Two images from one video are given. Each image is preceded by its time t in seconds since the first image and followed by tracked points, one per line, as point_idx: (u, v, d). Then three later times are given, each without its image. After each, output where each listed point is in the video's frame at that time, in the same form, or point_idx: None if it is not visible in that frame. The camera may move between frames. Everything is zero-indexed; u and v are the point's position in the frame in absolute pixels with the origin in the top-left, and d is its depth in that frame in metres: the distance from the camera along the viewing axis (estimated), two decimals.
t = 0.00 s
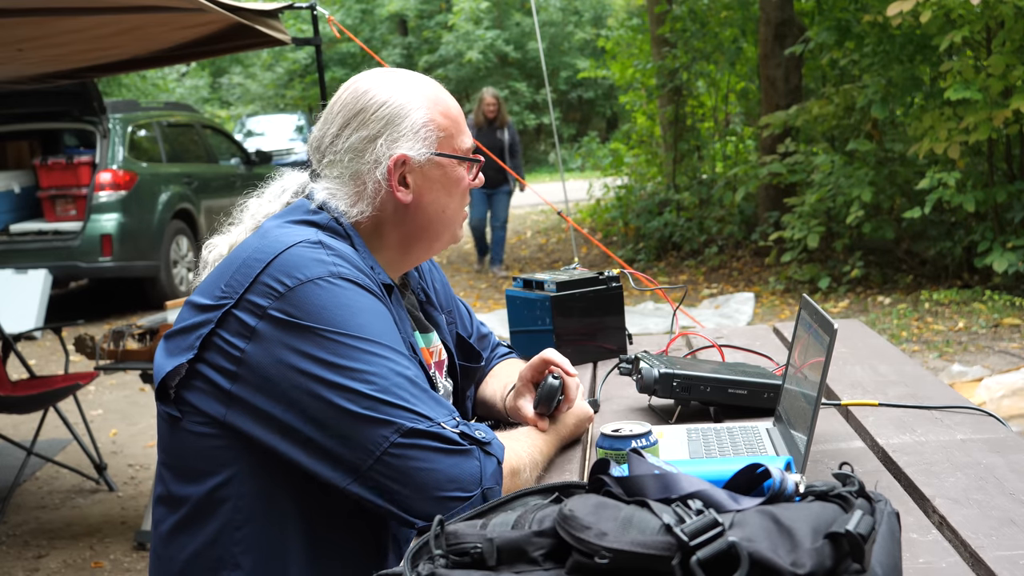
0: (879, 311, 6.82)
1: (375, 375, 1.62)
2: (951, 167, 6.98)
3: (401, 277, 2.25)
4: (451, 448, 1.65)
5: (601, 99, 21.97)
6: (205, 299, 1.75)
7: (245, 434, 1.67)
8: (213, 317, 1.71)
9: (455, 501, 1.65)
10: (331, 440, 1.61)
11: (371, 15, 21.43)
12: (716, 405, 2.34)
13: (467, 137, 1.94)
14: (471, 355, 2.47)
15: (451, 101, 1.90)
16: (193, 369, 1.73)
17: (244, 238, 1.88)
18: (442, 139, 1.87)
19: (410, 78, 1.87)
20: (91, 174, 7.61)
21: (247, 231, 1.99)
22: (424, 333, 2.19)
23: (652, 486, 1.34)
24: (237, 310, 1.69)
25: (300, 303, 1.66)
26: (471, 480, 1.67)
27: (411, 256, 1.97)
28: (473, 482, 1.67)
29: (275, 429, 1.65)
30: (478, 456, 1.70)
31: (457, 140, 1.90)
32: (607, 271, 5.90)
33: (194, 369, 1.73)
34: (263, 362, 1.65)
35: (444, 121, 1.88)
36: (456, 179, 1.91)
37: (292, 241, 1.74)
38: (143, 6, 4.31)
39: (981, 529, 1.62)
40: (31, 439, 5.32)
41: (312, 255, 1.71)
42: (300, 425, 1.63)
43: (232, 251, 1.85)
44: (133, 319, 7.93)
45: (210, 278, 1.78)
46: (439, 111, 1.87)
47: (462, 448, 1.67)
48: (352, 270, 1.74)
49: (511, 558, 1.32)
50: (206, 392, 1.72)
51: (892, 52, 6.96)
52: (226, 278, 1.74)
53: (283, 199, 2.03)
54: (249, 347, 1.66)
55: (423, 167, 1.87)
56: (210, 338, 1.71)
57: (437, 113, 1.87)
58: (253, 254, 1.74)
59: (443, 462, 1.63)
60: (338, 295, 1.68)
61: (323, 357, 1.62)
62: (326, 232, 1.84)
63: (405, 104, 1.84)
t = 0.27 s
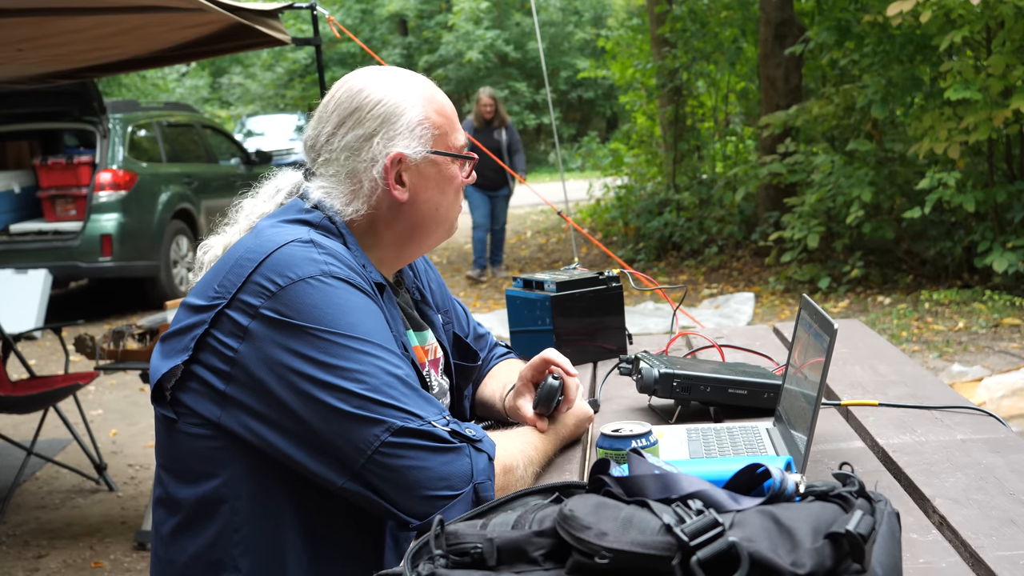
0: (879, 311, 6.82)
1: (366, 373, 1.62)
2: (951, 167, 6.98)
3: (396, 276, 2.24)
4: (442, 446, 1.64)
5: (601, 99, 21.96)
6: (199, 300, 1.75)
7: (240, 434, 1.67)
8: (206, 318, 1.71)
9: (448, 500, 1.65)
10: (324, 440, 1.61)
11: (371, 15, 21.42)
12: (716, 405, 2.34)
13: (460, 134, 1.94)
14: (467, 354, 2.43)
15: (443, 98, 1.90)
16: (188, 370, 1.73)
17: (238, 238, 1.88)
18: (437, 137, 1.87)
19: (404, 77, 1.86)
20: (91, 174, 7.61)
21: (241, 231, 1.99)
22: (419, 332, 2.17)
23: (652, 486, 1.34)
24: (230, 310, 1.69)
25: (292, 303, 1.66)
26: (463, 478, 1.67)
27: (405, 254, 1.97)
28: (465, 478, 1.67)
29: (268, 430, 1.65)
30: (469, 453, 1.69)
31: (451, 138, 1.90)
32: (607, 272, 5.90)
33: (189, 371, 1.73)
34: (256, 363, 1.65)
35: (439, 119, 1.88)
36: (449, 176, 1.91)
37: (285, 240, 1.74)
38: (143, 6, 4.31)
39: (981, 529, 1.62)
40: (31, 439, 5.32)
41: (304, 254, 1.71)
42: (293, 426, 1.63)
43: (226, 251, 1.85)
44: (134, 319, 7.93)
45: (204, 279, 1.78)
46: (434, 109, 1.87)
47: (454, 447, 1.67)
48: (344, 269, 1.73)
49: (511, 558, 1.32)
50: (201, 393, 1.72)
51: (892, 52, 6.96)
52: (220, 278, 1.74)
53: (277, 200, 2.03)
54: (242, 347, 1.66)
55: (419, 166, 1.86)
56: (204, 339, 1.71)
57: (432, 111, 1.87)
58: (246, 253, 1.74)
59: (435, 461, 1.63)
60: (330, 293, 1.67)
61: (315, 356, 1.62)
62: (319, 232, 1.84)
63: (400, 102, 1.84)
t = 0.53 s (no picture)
0: (879, 311, 6.82)
1: (374, 375, 1.62)
2: (951, 167, 6.98)
3: (395, 277, 2.25)
4: (447, 448, 1.65)
5: (601, 99, 21.95)
6: (204, 300, 1.75)
7: (245, 436, 1.67)
8: (212, 318, 1.71)
9: (452, 502, 1.65)
10: (330, 441, 1.61)
11: (371, 15, 21.40)
12: (716, 406, 2.34)
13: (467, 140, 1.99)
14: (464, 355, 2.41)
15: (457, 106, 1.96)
16: (194, 370, 1.73)
17: (246, 238, 1.87)
18: (460, 145, 1.92)
19: (430, 84, 1.89)
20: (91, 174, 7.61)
21: (248, 230, 1.98)
22: (419, 333, 2.18)
23: (652, 486, 1.34)
24: (237, 309, 1.69)
25: (300, 303, 1.66)
26: (467, 480, 1.67)
27: (415, 255, 2.00)
28: (469, 481, 1.67)
29: (274, 430, 1.65)
30: (474, 456, 1.70)
31: (465, 145, 1.95)
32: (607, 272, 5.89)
33: (194, 371, 1.73)
34: (262, 363, 1.65)
35: (458, 127, 1.93)
36: (462, 182, 1.97)
37: (293, 240, 1.74)
38: (143, 6, 4.31)
39: (982, 529, 1.62)
40: (30, 439, 5.32)
41: (312, 254, 1.71)
42: (298, 426, 1.63)
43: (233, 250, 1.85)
44: (134, 319, 7.93)
45: (210, 278, 1.78)
46: (454, 117, 1.92)
47: (459, 449, 1.67)
48: (351, 270, 1.74)
49: (512, 559, 1.32)
50: (206, 394, 1.71)
51: (892, 52, 6.96)
52: (226, 278, 1.74)
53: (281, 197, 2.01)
54: (249, 347, 1.66)
55: (448, 172, 1.90)
56: (209, 339, 1.71)
57: (455, 120, 1.92)
58: (254, 253, 1.73)
59: (441, 463, 1.63)
60: (337, 295, 1.68)
61: (322, 356, 1.62)
62: (327, 232, 1.84)
63: (434, 110, 1.87)
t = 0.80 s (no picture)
0: (879, 311, 6.82)
1: (374, 374, 1.62)
2: (951, 167, 6.98)
3: (395, 277, 2.25)
4: (445, 447, 1.65)
5: (601, 99, 21.96)
6: (205, 299, 1.75)
7: (245, 434, 1.67)
8: (214, 317, 1.71)
9: (449, 501, 1.65)
10: (330, 440, 1.61)
11: (371, 15, 21.40)
12: (716, 406, 2.34)
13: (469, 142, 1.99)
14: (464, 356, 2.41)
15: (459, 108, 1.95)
16: (194, 369, 1.72)
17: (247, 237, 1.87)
18: (461, 146, 1.92)
19: (432, 86, 1.89)
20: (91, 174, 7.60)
21: (250, 229, 1.98)
22: (420, 334, 2.18)
23: (652, 486, 1.34)
24: (238, 308, 1.69)
25: (301, 302, 1.66)
26: (465, 478, 1.67)
27: (416, 256, 1.99)
28: (467, 479, 1.67)
29: (274, 429, 1.65)
30: (472, 454, 1.70)
31: (468, 147, 1.95)
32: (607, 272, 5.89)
33: (194, 370, 1.72)
34: (263, 362, 1.65)
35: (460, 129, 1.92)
36: (464, 184, 1.96)
37: (295, 240, 1.74)
38: (143, 6, 4.31)
39: (982, 529, 1.62)
40: (31, 439, 5.32)
41: (313, 254, 1.71)
42: (298, 425, 1.63)
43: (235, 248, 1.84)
44: (134, 319, 7.93)
45: (211, 277, 1.78)
46: (456, 119, 1.91)
47: (457, 447, 1.67)
48: (352, 270, 1.74)
49: (512, 558, 1.32)
50: (206, 392, 1.71)
51: (892, 52, 6.96)
52: (227, 277, 1.74)
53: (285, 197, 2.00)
54: (249, 346, 1.66)
55: (448, 174, 1.90)
56: (210, 338, 1.71)
57: (456, 122, 1.91)
58: (255, 253, 1.73)
59: (439, 462, 1.63)
60: (338, 294, 1.68)
61: (322, 356, 1.62)
62: (328, 233, 1.84)
63: (434, 112, 1.87)
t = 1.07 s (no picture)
0: (879, 311, 6.82)
1: (369, 373, 1.63)
2: (951, 167, 6.98)
3: (393, 277, 2.25)
4: (441, 445, 1.65)
5: (601, 98, 21.97)
6: (202, 299, 1.75)
7: (241, 434, 1.67)
8: (209, 318, 1.71)
9: (445, 499, 1.64)
10: (326, 439, 1.61)
11: (371, 15, 21.40)
12: (716, 406, 2.34)
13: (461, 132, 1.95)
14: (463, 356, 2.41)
15: (444, 97, 1.92)
16: (191, 369, 1.73)
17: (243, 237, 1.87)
18: (440, 134, 1.88)
19: (406, 76, 1.88)
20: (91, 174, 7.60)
21: (244, 230, 1.97)
22: (417, 333, 2.18)
23: (652, 486, 1.34)
24: (233, 309, 1.69)
25: (296, 302, 1.66)
26: (460, 477, 1.66)
27: (408, 251, 1.98)
28: (463, 477, 1.67)
29: (270, 428, 1.65)
30: (468, 452, 1.69)
31: (453, 134, 1.91)
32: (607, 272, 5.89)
33: (191, 370, 1.73)
34: (258, 361, 1.65)
35: (441, 117, 1.89)
36: (452, 174, 1.92)
37: (290, 240, 1.74)
38: (142, 6, 4.31)
39: (981, 529, 1.62)
40: (31, 439, 5.32)
41: (308, 254, 1.72)
42: (294, 425, 1.63)
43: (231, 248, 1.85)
44: (134, 319, 7.93)
45: (207, 277, 1.78)
46: (435, 107, 1.88)
47: (452, 445, 1.67)
48: (347, 269, 1.74)
49: (512, 558, 1.32)
50: (203, 393, 1.71)
51: (892, 52, 6.96)
52: (223, 277, 1.74)
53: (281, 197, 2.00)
54: (245, 346, 1.66)
55: (424, 162, 1.87)
56: (207, 338, 1.71)
57: (435, 109, 1.88)
58: (251, 253, 1.73)
59: (434, 460, 1.63)
60: (333, 294, 1.68)
61: (317, 355, 1.62)
62: (323, 232, 1.84)
63: (404, 99, 1.85)
